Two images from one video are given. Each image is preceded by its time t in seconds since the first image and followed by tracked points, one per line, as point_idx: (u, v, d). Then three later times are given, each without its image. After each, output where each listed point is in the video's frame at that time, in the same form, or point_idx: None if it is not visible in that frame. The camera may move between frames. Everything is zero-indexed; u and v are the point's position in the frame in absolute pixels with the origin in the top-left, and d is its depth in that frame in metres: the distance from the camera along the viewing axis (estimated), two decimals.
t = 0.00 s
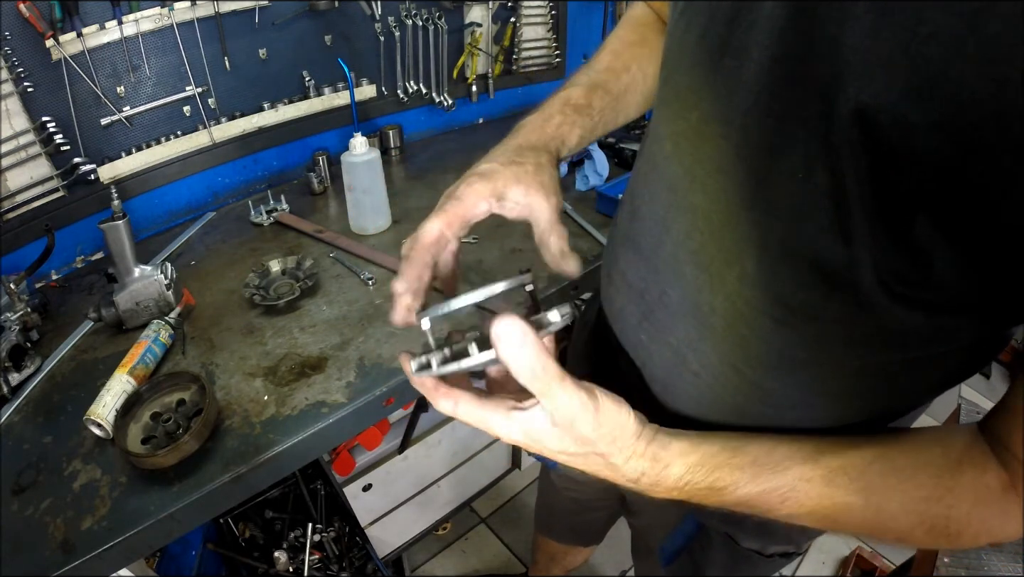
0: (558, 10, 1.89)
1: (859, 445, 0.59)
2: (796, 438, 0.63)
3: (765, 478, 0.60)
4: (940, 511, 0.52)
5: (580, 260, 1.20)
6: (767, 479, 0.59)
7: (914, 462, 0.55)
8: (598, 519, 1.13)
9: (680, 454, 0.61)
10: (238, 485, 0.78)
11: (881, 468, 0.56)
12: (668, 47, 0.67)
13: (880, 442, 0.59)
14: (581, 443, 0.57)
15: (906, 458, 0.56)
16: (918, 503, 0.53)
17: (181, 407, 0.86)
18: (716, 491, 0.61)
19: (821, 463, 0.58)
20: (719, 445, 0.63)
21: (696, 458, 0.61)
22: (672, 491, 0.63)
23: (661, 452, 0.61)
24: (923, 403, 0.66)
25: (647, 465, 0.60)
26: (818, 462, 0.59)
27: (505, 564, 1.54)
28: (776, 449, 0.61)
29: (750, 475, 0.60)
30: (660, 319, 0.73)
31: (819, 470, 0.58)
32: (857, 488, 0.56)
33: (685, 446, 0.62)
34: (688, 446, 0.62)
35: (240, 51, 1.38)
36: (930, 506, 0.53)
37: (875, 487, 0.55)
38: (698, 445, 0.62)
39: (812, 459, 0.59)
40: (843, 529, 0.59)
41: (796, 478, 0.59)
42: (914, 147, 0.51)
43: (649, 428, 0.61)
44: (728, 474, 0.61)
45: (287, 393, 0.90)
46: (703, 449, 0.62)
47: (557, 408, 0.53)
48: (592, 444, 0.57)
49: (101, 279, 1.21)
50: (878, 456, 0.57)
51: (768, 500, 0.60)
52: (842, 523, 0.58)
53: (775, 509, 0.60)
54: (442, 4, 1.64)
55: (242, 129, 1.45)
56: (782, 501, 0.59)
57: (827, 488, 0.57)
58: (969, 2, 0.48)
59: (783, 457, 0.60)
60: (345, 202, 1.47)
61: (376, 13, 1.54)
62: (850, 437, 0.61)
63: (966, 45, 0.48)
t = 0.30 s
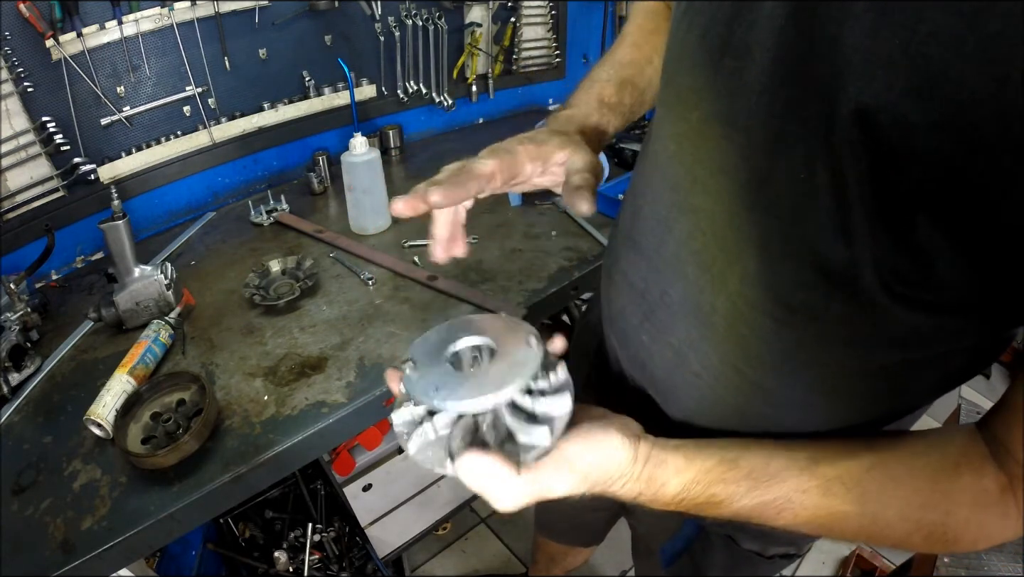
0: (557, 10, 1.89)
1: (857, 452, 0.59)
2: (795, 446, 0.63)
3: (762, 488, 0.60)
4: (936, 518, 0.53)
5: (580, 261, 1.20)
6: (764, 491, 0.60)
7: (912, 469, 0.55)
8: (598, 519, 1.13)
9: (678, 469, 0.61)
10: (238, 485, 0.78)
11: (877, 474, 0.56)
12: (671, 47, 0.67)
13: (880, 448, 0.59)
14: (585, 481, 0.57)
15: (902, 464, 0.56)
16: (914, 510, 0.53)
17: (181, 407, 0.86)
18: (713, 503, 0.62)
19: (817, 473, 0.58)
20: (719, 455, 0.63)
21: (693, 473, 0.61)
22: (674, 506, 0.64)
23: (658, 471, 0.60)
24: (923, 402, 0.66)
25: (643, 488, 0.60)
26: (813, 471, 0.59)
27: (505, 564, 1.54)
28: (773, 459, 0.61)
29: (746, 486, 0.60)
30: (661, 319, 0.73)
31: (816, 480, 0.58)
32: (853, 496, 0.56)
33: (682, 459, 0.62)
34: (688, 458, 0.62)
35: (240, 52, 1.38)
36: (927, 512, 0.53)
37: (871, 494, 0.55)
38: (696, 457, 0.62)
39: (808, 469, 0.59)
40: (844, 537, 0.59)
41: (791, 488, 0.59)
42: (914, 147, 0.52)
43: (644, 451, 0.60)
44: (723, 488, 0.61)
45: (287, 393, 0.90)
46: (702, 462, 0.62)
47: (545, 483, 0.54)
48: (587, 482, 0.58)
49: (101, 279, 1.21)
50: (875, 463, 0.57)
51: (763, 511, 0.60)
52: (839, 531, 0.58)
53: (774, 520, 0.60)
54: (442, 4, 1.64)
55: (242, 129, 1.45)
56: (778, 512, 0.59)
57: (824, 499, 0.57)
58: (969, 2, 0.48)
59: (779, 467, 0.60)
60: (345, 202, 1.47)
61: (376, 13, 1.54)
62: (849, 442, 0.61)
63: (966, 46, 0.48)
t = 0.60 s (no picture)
0: (558, 10, 1.88)
1: (858, 455, 0.59)
2: (796, 447, 0.63)
3: (765, 494, 0.60)
4: (940, 518, 0.52)
5: (580, 261, 1.20)
6: (765, 496, 0.60)
7: (913, 471, 0.55)
8: (598, 519, 1.13)
9: (678, 474, 0.62)
10: (238, 485, 0.78)
11: (879, 477, 0.57)
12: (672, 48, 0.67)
13: (882, 450, 0.59)
14: (585, 493, 0.58)
15: (902, 466, 0.56)
16: (917, 512, 0.53)
17: (181, 407, 0.86)
18: (715, 508, 0.62)
19: (820, 477, 0.59)
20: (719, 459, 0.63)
21: (695, 479, 0.62)
22: (674, 513, 0.64)
23: (658, 477, 0.61)
24: (923, 402, 0.66)
25: (643, 494, 0.61)
26: (816, 475, 0.59)
27: (505, 564, 1.54)
28: (774, 461, 0.62)
29: (748, 493, 0.61)
30: (662, 320, 0.73)
31: (819, 484, 0.59)
32: (856, 499, 0.56)
33: (682, 466, 0.62)
34: (688, 465, 0.62)
35: (240, 52, 1.38)
36: (929, 512, 0.52)
37: (874, 497, 0.56)
38: (697, 463, 0.63)
39: (810, 473, 0.59)
40: (848, 539, 0.59)
41: (793, 493, 0.59)
42: (914, 147, 0.52)
43: (643, 459, 0.61)
44: (725, 494, 0.61)
45: (287, 393, 0.90)
46: (702, 469, 0.62)
47: (544, 496, 0.55)
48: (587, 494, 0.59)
49: (101, 279, 1.21)
50: (876, 465, 0.57)
51: (767, 516, 0.60)
52: (843, 534, 0.58)
53: (778, 524, 0.61)
54: (442, 4, 1.64)
55: (242, 129, 1.45)
56: (781, 516, 0.60)
57: (826, 502, 0.58)
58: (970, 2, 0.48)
59: (780, 473, 0.61)
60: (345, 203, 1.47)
61: (376, 13, 1.54)
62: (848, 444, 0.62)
63: (966, 46, 0.48)
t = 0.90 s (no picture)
0: (558, 10, 1.88)
1: (856, 455, 0.60)
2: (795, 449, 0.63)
3: (764, 491, 0.60)
4: (940, 515, 0.52)
5: (580, 261, 1.20)
6: (764, 494, 0.60)
7: (914, 468, 0.55)
8: (598, 520, 1.13)
9: (678, 473, 0.61)
10: (238, 485, 0.78)
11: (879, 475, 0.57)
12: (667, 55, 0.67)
13: (881, 449, 0.59)
14: (585, 491, 0.57)
15: (902, 463, 0.56)
16: (917, 509, 0.53)
17: (181, 407, 0.86)
18: (714, 507, 0.61)
19: (819, 474, 0.59)
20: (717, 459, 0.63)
21: (693, 477, 0.61)
22: (673, 512, 0.62)
23: (657, 475, 0.60)
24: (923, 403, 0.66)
25: (642, 494, 0.60)
26: (816, 472, 0.59)
27: (505, 564, 1.54)
28: (773, 460, 0.62)
29: (748, 490, 0.60)
30: (657, 327, 0.73)
31: (818, 482, 0.59)
32: (856, 495, 0.56)
33: (682, 464, 0.62)
34: (687, 463, 0.62)
35: (240, 52, 1.38)
36: (930, 510, 0.52)
37: (872, 495, 0.56)
38: (695, 462, 0.62)
39: (809, 471, 0.60)
40: (846, 537, 0.58)
41: (791, 490, 0.59)
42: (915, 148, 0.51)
43: (643, 457, 0.60)
44: (724, 491, 0.61)
45: (287, 393, 0.90)
46: (701, 467, 0.62)
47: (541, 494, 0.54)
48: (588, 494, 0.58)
49: (102, 279, 1.21)
50: (876, 464, 0.58)
51: (766, 514, 0.59)
52: (842, 532, 0.57)
53: (777, 522, 0.60)
54: (442, 4, 1.64)
55: (242, 129, 1.45)
56: (780, 513, 0.59)
57: (825, 499, 0.57)
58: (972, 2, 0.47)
59: (779, 470, 0.61)
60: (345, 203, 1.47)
61: (376, 13, 1.54)
62: (846, 443, 0.62)
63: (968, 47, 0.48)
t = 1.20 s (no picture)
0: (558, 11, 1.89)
1: (850, 442, 0.59)
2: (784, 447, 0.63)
3: (755, 490, 0.59)
4: (941, 497, 0.52)
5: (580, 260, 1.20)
6: (757, 493, 0.59)
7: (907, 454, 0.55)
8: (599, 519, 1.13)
9: (667, 480, 0.61)
10: (238, 485, 0.78)
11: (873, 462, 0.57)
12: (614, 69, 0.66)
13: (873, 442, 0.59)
14: (573, 504, 0.58)
15: (895, 449, 0.56)
16: (916, 494, 0.53)
17: (181, 408, 0.86)
18: (707, 510, 0.60)
19: (811, 467, 0.58)
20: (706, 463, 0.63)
21: (683, 483, 0.61)
22: (667, 520, 0.62)
23: (647, 484, 0.61)
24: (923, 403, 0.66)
25: (634, 502, 0.60)
26: (807, 466, 0.59)
27: (505, 564, 1.54)
28: (765, 459, 0.62)
29: (739, 489, 0.60)
30: (626, 342, 0.73)
31: (812, 475, 0.58)
32: (852, 487, 0.56)
33: (671, 469, 0.62)
34: (677, 468, 0.62)
35: (240, 51, 1.38)
36: (931, 493, 0.53)
37: (869, 483, 0.55)
38: (685, 466, 0.63)
39: (801, 464, 0.59)
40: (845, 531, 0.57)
41: (785, 486, 0.58)
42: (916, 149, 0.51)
43: (632, 465, 0.61)
44: (715, 493, 0.60)
45: (286, 393, 0.90)
46: (691, 471, 0.62)
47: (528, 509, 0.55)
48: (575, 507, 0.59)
49: (102, 279, 1.21)
50: (868, 452, 0.57)
51: (761, 514, 0.59)
52: (842, 525, 0.56)
53: (772, 523, 0.59)
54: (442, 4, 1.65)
55: (242, 129, 1.45)
56: (775, 512, 0.58)
57: (820, 492, 0.57)
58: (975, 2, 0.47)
59: (771, 468, 0.60)
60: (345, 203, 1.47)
61: (376, 13, 1.55)
62: (838, 432, 0.62)
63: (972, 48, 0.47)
